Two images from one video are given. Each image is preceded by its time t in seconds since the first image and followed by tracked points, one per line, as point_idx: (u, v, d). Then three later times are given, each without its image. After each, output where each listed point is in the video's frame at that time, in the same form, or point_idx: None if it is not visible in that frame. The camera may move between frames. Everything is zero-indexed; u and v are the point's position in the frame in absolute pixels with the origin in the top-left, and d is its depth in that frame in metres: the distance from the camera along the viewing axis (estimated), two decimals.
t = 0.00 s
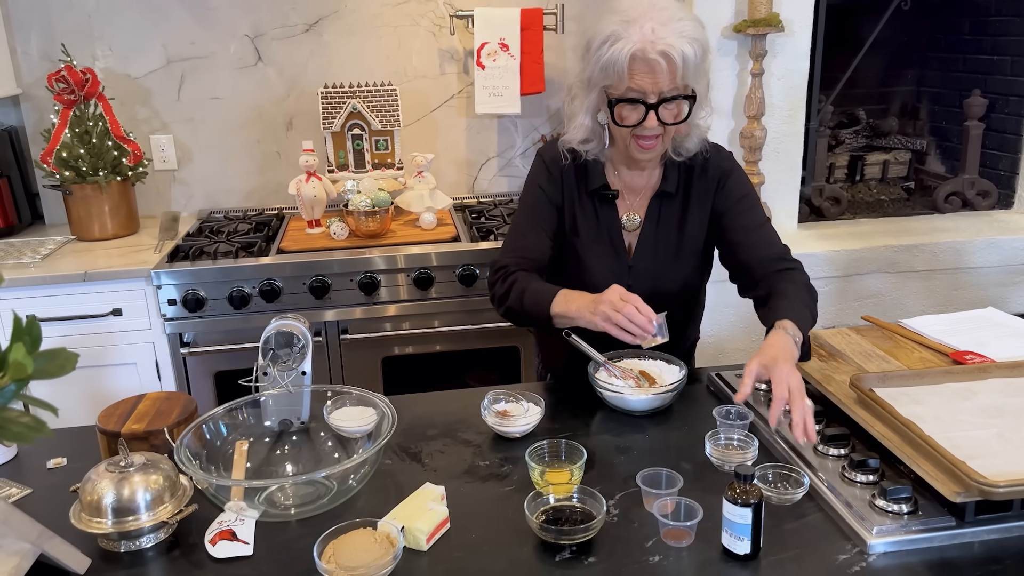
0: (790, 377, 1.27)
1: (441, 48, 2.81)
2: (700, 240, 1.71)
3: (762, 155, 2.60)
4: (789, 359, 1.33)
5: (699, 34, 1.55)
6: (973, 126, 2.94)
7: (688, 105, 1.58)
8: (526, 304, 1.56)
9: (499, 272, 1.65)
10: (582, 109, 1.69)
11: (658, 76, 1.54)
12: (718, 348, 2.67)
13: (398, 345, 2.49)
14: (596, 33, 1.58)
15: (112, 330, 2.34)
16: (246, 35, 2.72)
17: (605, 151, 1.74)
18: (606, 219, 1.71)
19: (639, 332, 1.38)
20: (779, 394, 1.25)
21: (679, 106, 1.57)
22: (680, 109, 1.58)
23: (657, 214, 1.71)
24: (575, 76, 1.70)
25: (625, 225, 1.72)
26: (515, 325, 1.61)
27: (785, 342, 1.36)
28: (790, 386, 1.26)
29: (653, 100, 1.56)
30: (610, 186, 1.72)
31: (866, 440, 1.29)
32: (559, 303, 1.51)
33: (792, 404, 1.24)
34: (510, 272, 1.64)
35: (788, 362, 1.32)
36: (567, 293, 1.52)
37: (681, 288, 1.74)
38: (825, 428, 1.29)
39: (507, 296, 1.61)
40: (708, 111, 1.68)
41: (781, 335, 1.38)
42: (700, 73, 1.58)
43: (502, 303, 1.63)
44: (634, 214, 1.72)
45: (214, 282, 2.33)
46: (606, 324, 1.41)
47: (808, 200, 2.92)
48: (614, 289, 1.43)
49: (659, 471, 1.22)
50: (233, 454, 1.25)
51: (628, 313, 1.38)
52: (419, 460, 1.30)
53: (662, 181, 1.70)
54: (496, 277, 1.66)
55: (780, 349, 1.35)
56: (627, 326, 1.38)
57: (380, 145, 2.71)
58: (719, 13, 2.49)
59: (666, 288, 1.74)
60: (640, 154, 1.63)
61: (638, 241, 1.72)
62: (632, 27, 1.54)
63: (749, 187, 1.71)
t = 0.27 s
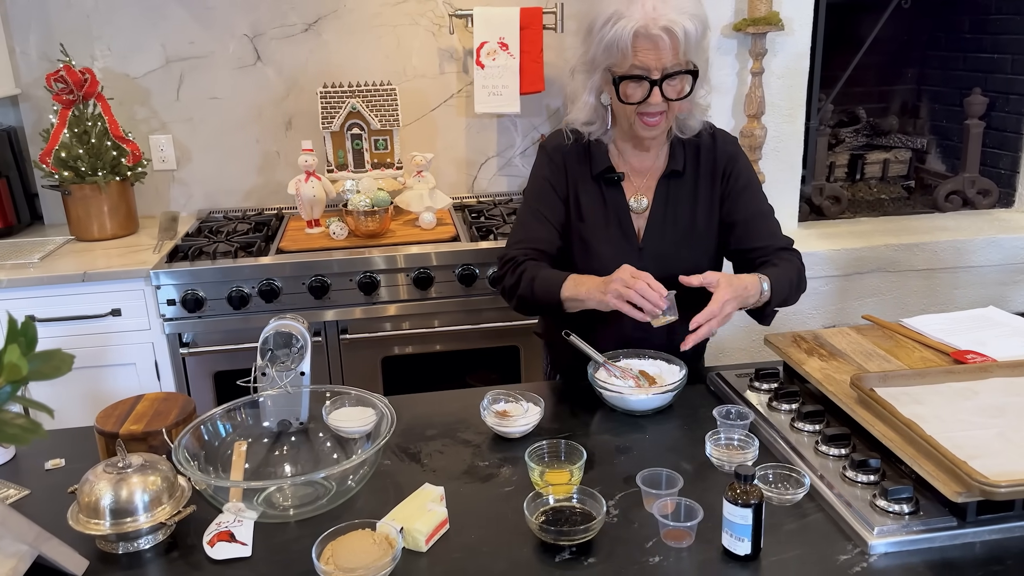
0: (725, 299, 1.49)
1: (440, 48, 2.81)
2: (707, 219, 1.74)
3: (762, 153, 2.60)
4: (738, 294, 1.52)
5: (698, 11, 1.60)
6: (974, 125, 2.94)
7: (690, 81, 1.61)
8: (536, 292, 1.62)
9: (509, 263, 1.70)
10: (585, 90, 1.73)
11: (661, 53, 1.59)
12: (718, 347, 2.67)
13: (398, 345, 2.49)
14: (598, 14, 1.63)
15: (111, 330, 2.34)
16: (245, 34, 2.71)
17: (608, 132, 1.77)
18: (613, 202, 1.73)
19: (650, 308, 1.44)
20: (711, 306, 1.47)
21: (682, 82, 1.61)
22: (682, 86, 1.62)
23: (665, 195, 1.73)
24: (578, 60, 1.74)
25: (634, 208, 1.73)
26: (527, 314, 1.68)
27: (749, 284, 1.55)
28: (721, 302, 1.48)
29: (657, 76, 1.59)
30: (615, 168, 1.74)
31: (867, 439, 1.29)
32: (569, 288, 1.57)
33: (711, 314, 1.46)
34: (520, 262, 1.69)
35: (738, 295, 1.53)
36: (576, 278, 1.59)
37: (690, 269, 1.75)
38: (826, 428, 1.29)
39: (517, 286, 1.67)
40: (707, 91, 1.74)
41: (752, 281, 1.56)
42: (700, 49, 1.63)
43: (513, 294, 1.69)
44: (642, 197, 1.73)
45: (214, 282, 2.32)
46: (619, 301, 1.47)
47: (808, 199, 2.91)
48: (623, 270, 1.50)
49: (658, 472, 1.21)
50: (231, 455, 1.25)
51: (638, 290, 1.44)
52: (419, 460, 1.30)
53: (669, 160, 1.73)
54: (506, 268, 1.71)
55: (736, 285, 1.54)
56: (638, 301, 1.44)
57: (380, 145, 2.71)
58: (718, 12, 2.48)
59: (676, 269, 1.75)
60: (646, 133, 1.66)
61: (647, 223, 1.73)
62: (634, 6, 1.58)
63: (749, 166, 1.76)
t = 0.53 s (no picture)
0: (726, 296, 1.49)
1: (440, 47, 2.81)
2: (718, 210, 1.75)
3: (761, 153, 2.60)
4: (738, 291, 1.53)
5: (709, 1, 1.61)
6: (974, 124, 2.94)
7: (702, 68, 1.60)
8: (560, 292, 1.63)
9: (530, 265, 1.72)
10: (597, 81, 1.73)
11: (673, 41, 1.58)
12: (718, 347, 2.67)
13: (398, 345, 2.49)
14: (610, 7, 1.63)
15: (111, 331, 2.33)
16: (245, 34, 2.71)
17: (620, 124, 1.77)
18: (626, 192, 1.73)
19: (673, 300, 1.43)
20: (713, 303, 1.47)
21: (694, 72, 1.60)
22: (694, 74, 1.60)
23: (678, 184, 1.73)
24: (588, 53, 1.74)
25: (646, 198, 1.74)
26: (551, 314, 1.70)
27: (749, 282, 1.56)
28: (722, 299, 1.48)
29: (669, 66, 1.59)
30: (627, 160, 1.74)
31: (867, 439, 1.28)
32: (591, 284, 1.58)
33: (715, 311, 1.45)
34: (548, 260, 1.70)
35: (737, 293, 1.53)
36: (596, 275, 1.60)
37: (702, 260, 1.76)
38: (826, 428, 1.29)
39: (541, 288, 1.69)
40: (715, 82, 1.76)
41: (752, 279, 1.57)
42: (710, 39, 1.63)
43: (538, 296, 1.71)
44: (654, 187, 1.74)
45: (213, 283, 2.32)
46: (642, 296, 1.47)
47: (808, 199, 2.91)
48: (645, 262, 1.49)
49: (658, 474, 1.21)
50: (231, 456, 1.24)
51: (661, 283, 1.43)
52: (418, 461, 1.30)
53: (680, 150, 1.73)
54: (528, 272, 1.73)
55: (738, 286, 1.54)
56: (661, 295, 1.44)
57: (379, 145, 2.71)
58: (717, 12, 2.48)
59: (688, 259, 1.75)
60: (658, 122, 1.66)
61: (660, 213, 1.74)
62: None
63: (756, 158, 1.77)
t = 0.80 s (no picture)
0: (723, 305, 1.48)
1: (439, 48, 2.80)
2: (724, 209, 1.74)
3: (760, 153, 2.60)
4: (737, 298, 1.52)
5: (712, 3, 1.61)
6: (973, 124, 2.94)
7: (706, 71, 1.60)
8: (569, 297, 1.64)
9: (540, 270, 1.73)
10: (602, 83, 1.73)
11: (676, 44, 1.59)
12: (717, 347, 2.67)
13: (397, 345, 2.49)
14: (614, 9, 1.63)
15: (110, 331, 2.33)
16: (244, 35, 2.71)
17: (626, 124, 1.77)
18: (633, 192, 1.73)
19: (675, 312, 1.46)
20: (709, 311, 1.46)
21: (698, 73, 1.59)
22: (699, 76, 1.60)
23: (684, 184, 1.73)
24: (594, 54, 1.74)
25: (653, 198, 1.74)
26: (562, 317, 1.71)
27: (749, 289, 1.55)
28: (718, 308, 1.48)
29: (672, 68, 1.59)
30: (634, 160, 1.74)
31: (867, 440, 1.28)
32: (600, 291, 1.59)
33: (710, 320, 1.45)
34: (557, 264, 1.71)
35: (737, 301, 1.52)
36: (605, 280, 1.60)
37: (710, 258, 1.76)
38: (825, 429, 1.29)
39: (551, 293, 1.69)
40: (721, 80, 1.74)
41: (752, 283, 1.56)
42: (714, 40, 1.63)
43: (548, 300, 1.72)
44: (661, 186, 1.74)
45: (212, 283, 2.32)
46: (645, 306, 1.49)
47: (807, 199, 2.91)
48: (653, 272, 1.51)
49: (656, 476, 1.21)
50: (229, 457, 1.24)
51: (664, 295, 1.46)
52: (417, 462, 1.30)
53: (687, 149, 1.73)
54: (537, 277, 1.73)
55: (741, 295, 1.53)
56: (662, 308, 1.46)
57: (378, 145, 2.70)
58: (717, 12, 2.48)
59: (696, 258, 1.75)
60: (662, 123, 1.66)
61: (667, 212, 1.74)
62: None
63: (763, 156, 1.76)
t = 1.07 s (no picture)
0: (709, 314, 1.48)
1: (438, 48, 2.80)
2: (724, 211, 1.74)
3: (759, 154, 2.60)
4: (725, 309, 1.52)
5: (710, 11, 1.58)
6: (972, 125, 2.95)
7: (702, 78, 1.60)
8: (564, 297, 1.66)
9: (537, 269, 1.74)
10: (601, 86, 1.73)
11: (671, 52, 1.57)
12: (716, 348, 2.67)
13: (396, 346, 2.49)
14: (611, 14, 1.62)
15: (109, 332, 2.33)
16: (243, 35, 2.71)
17: (626, 125, 1.77)
18: (632, 192, 1.74)
19: (665, 314, 1.48)
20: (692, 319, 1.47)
21: (694, 81, 1.60)
22: (695, 83, 1.60)
23: (684, 184, 1.73)
24: (595, 54, 1.72)
25: (652, 199, 1.75)
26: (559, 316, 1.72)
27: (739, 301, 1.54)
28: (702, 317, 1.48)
29: (668, 76, 1.59)
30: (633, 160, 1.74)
31: (865, 441, 1.28)
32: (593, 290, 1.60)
33: (693, 328, 1.47)
34: (553, 264, 1.72)
35: (725, 312, 1.52)
36: (598, 281, 1.62)
37: (710, 259, 1.76)
38: (824, 430, 1.29)
39: (547, 291, 1.71)
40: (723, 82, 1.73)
41: (742, 294, 1.56)
42: (713, 48, 1.62)
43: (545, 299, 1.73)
44: (660, 186, 1.74)
45: (211, 284, 2.32)
46: (635, 307, 1.51)
47: (806, 199, 2.91)
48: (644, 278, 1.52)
49: (655, 476, 1.21)
50: (228, 458, 1.24)
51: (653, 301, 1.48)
52: (416, 462, 1.30)
53: (687, 150, 1.73)
54: (535, 276, 1.75)
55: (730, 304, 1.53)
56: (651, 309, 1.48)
57: (377, 146, 2.70)
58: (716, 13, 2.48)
59: (695, 259, 1.75)
60: (660, 126, 1.67)
61: (666, 212, 1.74)
62: (645, 6, 1.58)
63: (764, 159, 1.76)
